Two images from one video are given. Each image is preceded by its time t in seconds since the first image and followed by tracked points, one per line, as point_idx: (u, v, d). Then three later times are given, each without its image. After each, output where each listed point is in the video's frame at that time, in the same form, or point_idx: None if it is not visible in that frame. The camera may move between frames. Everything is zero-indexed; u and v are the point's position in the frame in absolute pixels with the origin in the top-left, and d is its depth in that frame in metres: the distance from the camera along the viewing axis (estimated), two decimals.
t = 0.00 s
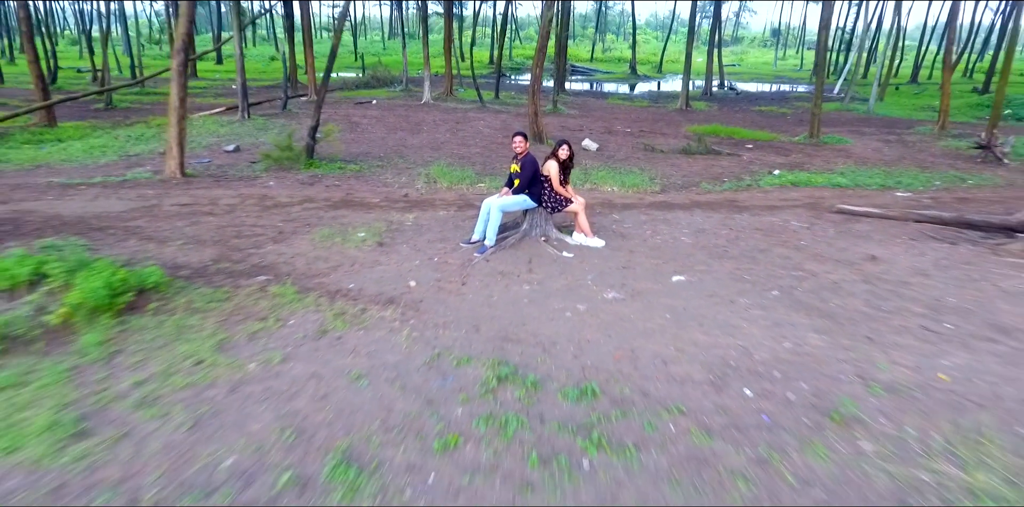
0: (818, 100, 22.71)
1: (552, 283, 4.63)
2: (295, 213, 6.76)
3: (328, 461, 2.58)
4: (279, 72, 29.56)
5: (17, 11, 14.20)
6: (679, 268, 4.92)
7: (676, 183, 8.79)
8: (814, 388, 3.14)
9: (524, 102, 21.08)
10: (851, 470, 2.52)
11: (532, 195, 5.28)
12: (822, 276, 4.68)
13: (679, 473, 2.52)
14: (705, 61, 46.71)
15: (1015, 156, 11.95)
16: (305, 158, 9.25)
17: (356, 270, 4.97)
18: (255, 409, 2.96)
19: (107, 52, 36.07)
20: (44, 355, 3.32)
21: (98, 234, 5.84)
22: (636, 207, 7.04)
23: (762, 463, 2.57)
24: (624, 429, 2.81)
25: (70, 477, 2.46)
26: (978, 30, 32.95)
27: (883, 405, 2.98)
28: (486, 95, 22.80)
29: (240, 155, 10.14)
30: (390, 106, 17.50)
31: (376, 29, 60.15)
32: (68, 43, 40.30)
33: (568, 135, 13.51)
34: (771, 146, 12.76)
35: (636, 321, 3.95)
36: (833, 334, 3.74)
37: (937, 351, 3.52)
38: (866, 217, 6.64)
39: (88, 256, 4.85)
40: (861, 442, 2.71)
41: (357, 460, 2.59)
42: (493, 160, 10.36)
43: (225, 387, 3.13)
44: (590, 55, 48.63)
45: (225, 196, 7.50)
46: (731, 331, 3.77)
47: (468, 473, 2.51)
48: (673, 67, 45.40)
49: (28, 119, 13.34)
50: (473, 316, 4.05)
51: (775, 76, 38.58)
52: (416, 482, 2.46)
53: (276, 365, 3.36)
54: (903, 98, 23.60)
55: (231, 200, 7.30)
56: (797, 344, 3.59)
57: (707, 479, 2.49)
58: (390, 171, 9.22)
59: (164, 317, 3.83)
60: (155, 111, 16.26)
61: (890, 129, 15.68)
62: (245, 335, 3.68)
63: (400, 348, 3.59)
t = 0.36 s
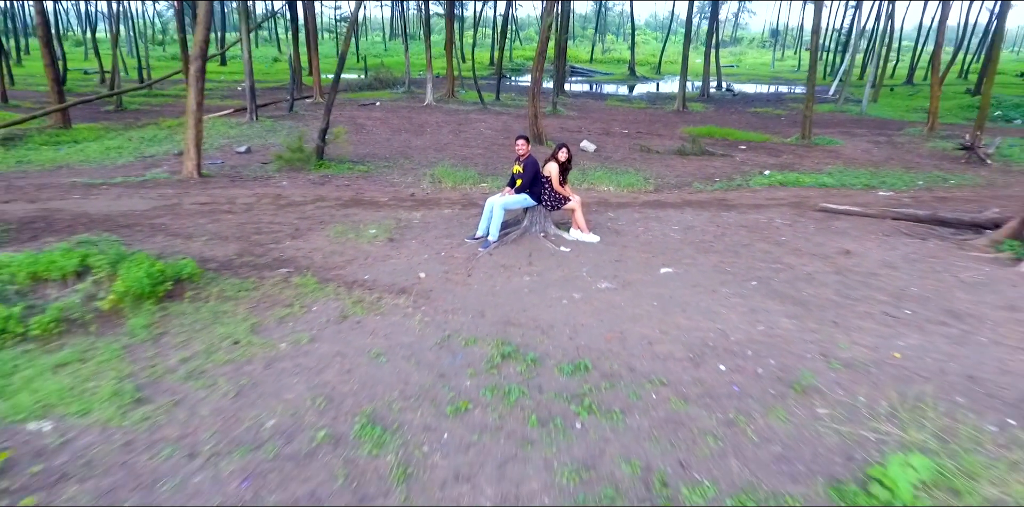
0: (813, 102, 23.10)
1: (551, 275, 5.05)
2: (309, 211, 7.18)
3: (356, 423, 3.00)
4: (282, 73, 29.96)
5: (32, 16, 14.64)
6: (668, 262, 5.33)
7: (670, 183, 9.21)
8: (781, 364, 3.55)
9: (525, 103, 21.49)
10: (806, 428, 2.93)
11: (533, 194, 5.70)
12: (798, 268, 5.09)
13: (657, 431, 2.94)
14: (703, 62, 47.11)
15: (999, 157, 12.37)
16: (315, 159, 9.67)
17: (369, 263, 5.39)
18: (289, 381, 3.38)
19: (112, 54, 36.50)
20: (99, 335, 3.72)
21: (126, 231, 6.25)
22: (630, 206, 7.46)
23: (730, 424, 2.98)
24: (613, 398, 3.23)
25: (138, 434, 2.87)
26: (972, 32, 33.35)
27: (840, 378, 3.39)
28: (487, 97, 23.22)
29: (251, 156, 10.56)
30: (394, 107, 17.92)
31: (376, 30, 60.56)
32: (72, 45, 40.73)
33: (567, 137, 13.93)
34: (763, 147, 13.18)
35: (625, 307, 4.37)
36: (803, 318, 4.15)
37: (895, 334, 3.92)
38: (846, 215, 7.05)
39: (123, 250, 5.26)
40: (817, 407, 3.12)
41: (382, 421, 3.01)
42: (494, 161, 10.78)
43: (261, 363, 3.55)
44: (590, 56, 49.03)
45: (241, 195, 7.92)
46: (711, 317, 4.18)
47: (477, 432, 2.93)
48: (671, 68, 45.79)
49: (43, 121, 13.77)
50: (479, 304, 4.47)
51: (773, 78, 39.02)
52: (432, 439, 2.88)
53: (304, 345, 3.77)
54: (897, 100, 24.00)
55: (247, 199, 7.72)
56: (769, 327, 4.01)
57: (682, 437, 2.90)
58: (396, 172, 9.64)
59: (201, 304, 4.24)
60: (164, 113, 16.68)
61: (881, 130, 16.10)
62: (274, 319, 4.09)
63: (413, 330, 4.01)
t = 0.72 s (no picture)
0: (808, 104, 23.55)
1: (549, 270, 5.49)
2: (322, 211, 7.62)
3: (379, 394, 3.44)
4: (286, 76, 30.42)
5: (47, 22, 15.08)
6: (657, 257, 5.78)
7: (664, 184, 9.65)
8: (753, 346, 3.99)
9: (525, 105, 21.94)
10: (769, 398, 3.38)
11: (532, 195, 6.14)
12: (777, 263, 5.54)
13: (640, 401, 3.38)
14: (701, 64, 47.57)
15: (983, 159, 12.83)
16: (325, 162, 10.12)
17: (382, 259, 5.84)
18: (318, 361, 3.82)
19: (117, 57, 36.94)
20: (146, 321, 4.17)
21: (153, 230, 6.69)
22: (625, 206, 7.91)
23: (704, 396, 3.43)
24: (603, 374, 3.67)
25: (191, 403, 3.31)
26: (966, 34, 33.82)
27: (804, 357, 3.84)
28: (487, 99, 23.68)
29: (263, 159, 11.00)
30: (397, 110, 18.37)
31: (377, 30, 60.95)
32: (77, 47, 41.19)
33: (566, 139, 14.38)
34: (756, 149, 13.64)
35: (616, 297, 4.82)
36: (776, 307, 4.59)
37: (858, 321, 4.36)
38: (827, 214, 7.50)
39: (154, 246, 5.70)
40: (781, 381, 3.56)
41: (401, 393, 3.47)
42: (495, 163, 11.23)
43: (291, 346, 3.99)
44: (590, 58, 49.50)
45: (257, 196, 8.36)
46: (694, 306, 4.62)
47: (485, 402, 3.38)
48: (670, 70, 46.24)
49: (59, 125, 14.22)
50: (483, 295, 4.92)
51: (770, 79, 39.48)
52: (445, 408, 3.33)
53: (328, 330, 4.22)
54: (890, 101, 24.46)
55: (262, 200, 8.16)
56: (744, 314, 4.45)
57: (662, 406, 3.35)
58: (402, 173, 10.10)
59: (233, 295, 4.69)
60: (174, 116, 17.13)
61: (871, 132, 16.55)
62: (299, 309, 4.54)
63: (425, 318, 4.46)
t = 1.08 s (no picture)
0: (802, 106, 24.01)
1: (548, 265, 5.94)
2: (333, 211, 8.08)
3: (396, 373, 3.88)
4: (289, 78, 30.87)
5: (61, 28, 15.54)
6: (648, 254, 6.23)
7: (657, 185, 10.09)
8: (731, 332, 4.43)
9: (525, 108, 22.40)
10: (742, 376, 3.82)
11: (532, 196, 6.59)
12: (758, 259, 5.98)
13: (627, 379, 3.83)
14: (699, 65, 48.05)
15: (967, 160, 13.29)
16: (333, 164, 10.58)
17: (393, 255, 6.29)
18: (340, 345, 4.27)
19: (122, 59, 37.39)
20: (183, 311, 4.60)
21: (177, 229, 7.14)
22: (619, 206, 8.36)
23: (684, 374, 3.87)
24: (595, 356, 4.12)
25: (231, 381, 3.75)
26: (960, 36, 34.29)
27: (776, 342, 4.28)
28: (487, 102, 24.13)
29: (273, 161, 11.45)
30: (400, 113, 18.83)
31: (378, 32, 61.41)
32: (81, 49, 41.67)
33: (565, 141, 14.85)
34: (748, 151, 14.10)
35: (609, 290, 5.26)
36: (754, 298, 5.03)
37: (827, 310, 4.80)
38: (810, 214, 7.95)
39: (181, 244, 6.15)
40: (754, 362, 4.01)
41: (416, 372, 3.91)
42: (496, 165, 11.69)
43: (315, 333, 4.43)
44: (589, 59, 50.00)
45: (270, 197, 8.80)
46: (680, 297, 5.07)
47: (490, 379, 3.82)
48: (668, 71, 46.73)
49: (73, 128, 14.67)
50: (487, 288, 5.37)
51: (767, 81, 39.93)
52: (455, 385, 3.77)
53: (347, 319, 4.66)
54: (883, 103, 24.90)
55: (276, 200, 8.61)
56: (724, 304, 4.90)
57: (646, 383, 3.79)
58: (407, 175, 10.55)
59: (259, 288, 5.13)
60: (183, 118, 17.59)
61: (862, 134, 17.00)
62: (320, 300, 4.99)
63: (434, 308, 4.91)
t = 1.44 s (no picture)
0: (797, 108, 24.49)
1: (545, 261, 6.39)
2: (343, 211, 8.53)
3: (409, 355, 4.34)
4: (292, 80, 31.32)
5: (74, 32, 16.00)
6: (640, 251, 6.68)
7: (651, 187, 10.54)
8: (711, 320, 4.88)
9: (525, 110, 22.86)
10: (718, 357, 4.27)
11: (532, 197, 7.05)
12: (742, 255, 6.44)
13: (616, 361, 4.28)
14: (698, 67, 48.53)
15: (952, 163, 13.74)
16: (342, 166, 11.05)
17: (402, 252, 6.75)
18: (358, 331, 4.72)
19: (126, 61, 37.85)
20: (214, 301, 5.06)
21: (197, 227, 7.59)
22: (614, 206, 8.82)
23: (667, 356, 4.32)
24: (588, 341, 4.57)
25: (263, 362, 4.21)
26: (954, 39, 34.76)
27: (752, 327, 4.73)
28: (488, 104, 24.57)
29: (283, 163, 11.91)
30: (403, 115, 19.30)
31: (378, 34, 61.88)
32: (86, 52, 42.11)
33: (563, 143, 15.30)
34: (741, 153, 14.56)
35: (602, 283, 5.72)
36: (735, 291, 5.49)
37: (801, 301, 5.25)
38: (794, 213, 8.42)
39: (205, 241, 6.59)
40: (730, 345, 4.46)
41: (427, 355, 4.37)
42: (498, 167, 12.15)
43: (335, 321, 4.89)
44: (588, 62, 50.48)
45: (283, 198, 9.25)
46: (667, 289, 5.52)
47: (494, 361, 4.28)
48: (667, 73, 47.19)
49: (87, 131, 15.12)
50: (489, 281, 5.83)
51: (764, 83, 40.40)
52: (463, 365, 4.23)
53: (363, 309, 5.11)
54: (876, 105, 25.34)
55: (288, 201, 9.06)
56: (707, 296, 5.35)
57: (632, 364, 4.24)
58: (412, 177, 11.00)
59: (281, 281, 5.59)
60: (192, 121, 18.04)
61: (853, 136, 17.47)
62: (337, 292, 5.44)
63: (441, 299, 5.37)
